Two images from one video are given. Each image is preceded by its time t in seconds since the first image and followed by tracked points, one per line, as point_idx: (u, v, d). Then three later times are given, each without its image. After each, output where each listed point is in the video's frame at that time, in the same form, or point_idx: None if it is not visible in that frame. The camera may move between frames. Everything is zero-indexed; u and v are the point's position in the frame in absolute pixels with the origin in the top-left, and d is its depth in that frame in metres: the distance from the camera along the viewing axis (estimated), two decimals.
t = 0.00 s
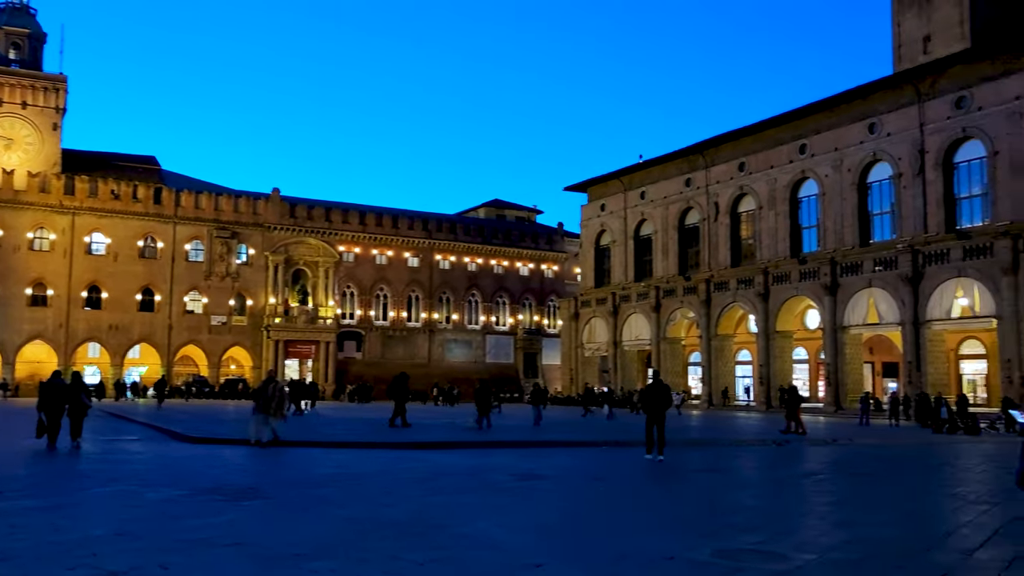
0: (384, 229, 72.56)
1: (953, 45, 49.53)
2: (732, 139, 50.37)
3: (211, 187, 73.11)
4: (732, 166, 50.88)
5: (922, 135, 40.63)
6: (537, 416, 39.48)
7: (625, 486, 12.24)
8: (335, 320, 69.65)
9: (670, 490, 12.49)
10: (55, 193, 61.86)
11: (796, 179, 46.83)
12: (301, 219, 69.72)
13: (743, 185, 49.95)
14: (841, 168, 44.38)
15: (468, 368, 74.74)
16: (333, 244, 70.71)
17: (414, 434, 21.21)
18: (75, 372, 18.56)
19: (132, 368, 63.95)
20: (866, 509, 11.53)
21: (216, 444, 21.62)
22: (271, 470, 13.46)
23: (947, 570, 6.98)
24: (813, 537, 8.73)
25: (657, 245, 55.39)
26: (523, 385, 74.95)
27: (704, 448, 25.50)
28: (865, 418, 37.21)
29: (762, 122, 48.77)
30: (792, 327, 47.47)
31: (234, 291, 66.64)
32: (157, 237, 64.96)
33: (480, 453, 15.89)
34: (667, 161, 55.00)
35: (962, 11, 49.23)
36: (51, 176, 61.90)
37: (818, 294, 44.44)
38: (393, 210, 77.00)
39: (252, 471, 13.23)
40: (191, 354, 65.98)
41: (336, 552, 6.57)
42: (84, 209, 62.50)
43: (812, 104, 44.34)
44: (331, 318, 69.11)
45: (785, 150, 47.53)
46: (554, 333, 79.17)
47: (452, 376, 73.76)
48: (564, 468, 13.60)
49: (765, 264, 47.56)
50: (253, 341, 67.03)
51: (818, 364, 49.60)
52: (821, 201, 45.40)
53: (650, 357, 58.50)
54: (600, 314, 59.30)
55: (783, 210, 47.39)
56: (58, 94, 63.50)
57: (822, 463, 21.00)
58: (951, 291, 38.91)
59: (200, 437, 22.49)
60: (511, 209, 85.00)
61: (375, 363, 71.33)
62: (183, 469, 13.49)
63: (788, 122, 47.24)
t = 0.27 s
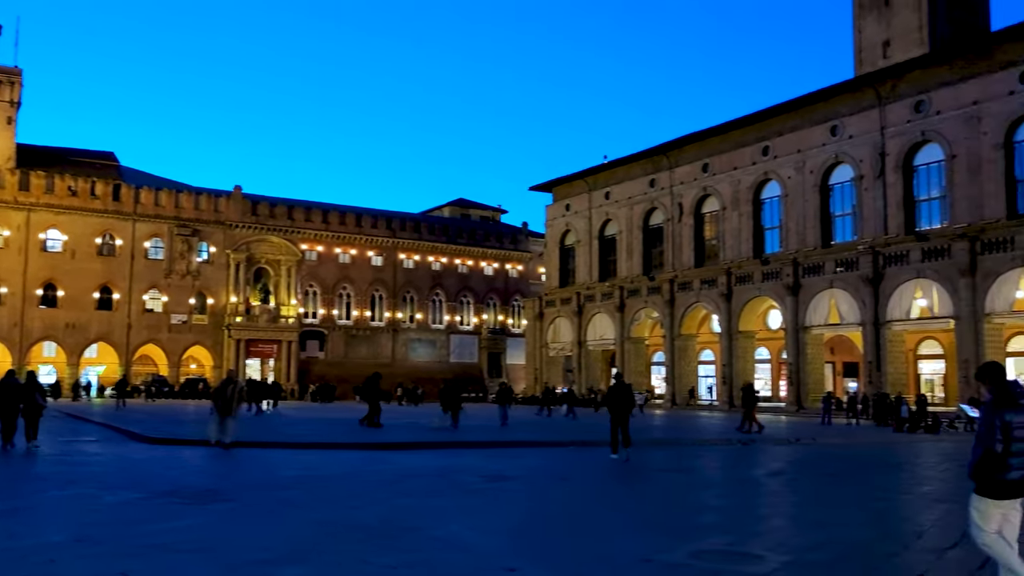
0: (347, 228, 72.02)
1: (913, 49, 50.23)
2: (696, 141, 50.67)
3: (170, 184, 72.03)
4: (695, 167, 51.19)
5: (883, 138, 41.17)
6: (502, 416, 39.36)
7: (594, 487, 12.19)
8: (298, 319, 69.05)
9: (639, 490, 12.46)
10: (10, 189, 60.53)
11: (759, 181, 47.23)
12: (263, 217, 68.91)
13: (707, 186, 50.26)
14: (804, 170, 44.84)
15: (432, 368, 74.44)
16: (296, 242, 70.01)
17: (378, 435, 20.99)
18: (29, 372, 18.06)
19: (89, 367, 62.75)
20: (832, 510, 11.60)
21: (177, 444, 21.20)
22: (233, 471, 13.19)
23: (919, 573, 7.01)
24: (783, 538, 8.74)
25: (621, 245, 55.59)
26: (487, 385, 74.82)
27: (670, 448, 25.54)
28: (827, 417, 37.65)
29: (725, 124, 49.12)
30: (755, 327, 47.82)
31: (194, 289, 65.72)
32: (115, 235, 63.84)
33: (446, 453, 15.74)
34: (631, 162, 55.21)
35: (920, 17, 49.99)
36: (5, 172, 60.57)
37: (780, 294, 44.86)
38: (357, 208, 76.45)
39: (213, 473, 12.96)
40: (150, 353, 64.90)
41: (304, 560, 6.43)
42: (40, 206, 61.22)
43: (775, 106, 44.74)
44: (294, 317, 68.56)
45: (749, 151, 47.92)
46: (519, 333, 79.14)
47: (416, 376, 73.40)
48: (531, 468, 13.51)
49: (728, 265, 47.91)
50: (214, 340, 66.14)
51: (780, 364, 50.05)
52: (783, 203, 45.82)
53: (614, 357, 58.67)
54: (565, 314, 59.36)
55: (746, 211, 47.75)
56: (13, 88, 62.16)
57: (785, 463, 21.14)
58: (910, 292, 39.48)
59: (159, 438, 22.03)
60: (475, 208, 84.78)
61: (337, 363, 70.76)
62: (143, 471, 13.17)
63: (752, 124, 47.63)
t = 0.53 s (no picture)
0: (308, 225, 71.36)
1: (872, 52, 50.93)
2: (659, 141, 50.93)
3: (127, 180, 70.76)
4: (658, 167, 51.45)
5: (843, 139, 41.67)
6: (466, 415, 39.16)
7: (562, 486, 12.07)
8: (257, 317, 68.24)
9: (608, 489, 12.38)
10: None
11: (721, 181, 47.57)
12: (222, 214, 67.99)
13: (669, 186, 50.52)
14: (765, 171, 45.23)
15: (393, 367, 74.00)
16: (255, 239, 69.16)
17: (342, 433, 20.70)
18: None
19: (42, 366, 61.39)
20: (802, 507, 11.59)
21: (135, 444, 20.73)
22: (194, 471, 12.88)
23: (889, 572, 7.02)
24: (757, 537, 8.69)
25: (584, 244, 55.70)
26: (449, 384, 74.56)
27: (634, 447, 25.56)
28: (788, 416, 38.04)
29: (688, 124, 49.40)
30: (716, 326, 48.15)
31: (152, 287, 64.64)
32: (70, 231, 62.55)
33: (412, 452, 15.55)
34: (594, 161, 55.34)
35: (879, 21, 50.71)
36: None
37: (741, 294, 45.22)
38: (318, 206, 75.74)
39: (174, 473, 12.64)
40: (105, 351, 63.67)
41: (272, 563, 6.23)
42: None
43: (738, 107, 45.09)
44: (253, 315, 67.75)
45: (711, 152, 48.25)
46: (481, 332, 78.98)
47: (377, 375, 72.93)
48: (498, 467, 13.36)
49: (690, 264, 48.19)
50: (171, 338, 65.11)
51: (740, 363, 50.44)
52: (745, 203, 46.19)
53: (576, 356, 58.76)
54: (528, 313, 59.34)
55: (708, 211, 48.08)
56: None
57: (748, 461, 21.25)
58: (869, 292, 40.01)
59: (116, 438, 21.53)
60: (438, 206, 84.46)
61: (297, 362, 70.02)
62: (100, 471, 12.81)
63: (714, 125, 47.97)
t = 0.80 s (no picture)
0: (270, 224, 70.57)
1: (833, 56, 51.50)
2: (623, 142, 51.05)
3: (84, 176, 69.39)
4: (622, 168, 51.59)
5: (806, 142, 42.07)
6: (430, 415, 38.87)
7: (532, 488, 11.96)
8: (217, 316, 67.31)
9: (576, 491, 12.29)
10: None
11: (685, 182, 47.81)
12: (182, 211, 66.95)
13: (634, 187, 50.67)
14: (729, 173, 45.53)
15: (356, 367, 73.41)
16: (216, 237, 68.20)
17: (306, 435, 20.41)
18: None
19: None
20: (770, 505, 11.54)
21: (91, 447, 20.23)
22: (153, 475, 12.56)
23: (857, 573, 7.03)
24: (729, 536, 8.63)
25: (549, 244, 55.69)
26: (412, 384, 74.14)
27: (599, 448, 25.52)
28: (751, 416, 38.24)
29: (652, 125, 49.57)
30: (679, 326, 48.36)
31: (108, 285, 63.47)
32: (24, 228, 61.17)
33: (378, 454, 15.33)
34: (559, 161, 55.35)
35: (840, 26, 51.36)
36: None
37: (705, 295, 45.47)
38: (280, 204, 74.92)
39: (132, 476, 12.31)
40: (60, 350, 62.33)
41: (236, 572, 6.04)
42: None
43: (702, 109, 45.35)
44: (213, 314, 66.83)
45: (675, 153, 48.48)
46: (444, 332, 78.65)
47: (339, 375, 72.30)
48: (467, 469, 13.22)
49: (654, 265, 48.35)
50: (129, 337, 63.96)
51: (703, 363, 50.66)
52: (708, 204, 46.45)
53: (540, 356, 58.69)
54: (492, 313, 59.16)
55: (671, 212, 48.30)
56: None
57: (713, 461, 21.31)
58: (831, 292, 40.40)
59: (72, 440, 20.97)
60: (401, 205, 83.98)
61: (258, 362, 69.14)
62: (55, 476, 12.44)
63: (678, 126, 48.19)
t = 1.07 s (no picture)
0: (230, 221, 69.68)
1: (795, 59, 52.03)
2: (588, 143, 51.13)
3: (38, 172, 67.93)
4: (587, 168, 51.66)
5: (768, 144, 42.45)
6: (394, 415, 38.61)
7: (502, 490, 11.90)
8: (177, 315, 66.35)
9: (545, 492, 12.27)
10: None
11: (649, 183, 48.01)
12: (141, 209, 65.84)
13: (598, 188, 50.77)
14: (692, 174, 45.80)
15: (318, 367, 72.78)
16: (175, 235, 67.17)
17: (269, 436, 20.15)
18: None
19: None
20: (739, 504, 11.63)
21: (48, 449, 19.75)
22: (114, 478, 12.28)
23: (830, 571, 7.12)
24: (702, 535, 8.66)
25: (513, 244, 55.63)
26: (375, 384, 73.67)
27: (564, 448, 25.51)
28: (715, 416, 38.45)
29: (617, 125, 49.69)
30: (643, 327, 48.54)
31: (64, 283, 62.22)
32: None
33: (344, 455, 15.15)
34: (523, 161, 55.30)
35: (802, 29, 51.95)
36: None
37: (668, 295, 45.69)
38: (241, 201, 74.02)
39: (92, 480, 12.03)
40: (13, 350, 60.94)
41: None
42: None
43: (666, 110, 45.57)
44: (172, 313, 65.85)
45: (639, 154, 48.64)
46: (407, 331, 78.26)
47: (300, 375, 71.61)
48: (436, 471, 13.14)
49: (618, 265, 48.48)
50: (86, 337, 62.76)
51: (666, 364, 50.90)
52: (672, 205, 46.68)
53: (504, 356, 58.59)
54: (456, 313, 58.95)
55: (636, 212, 48.48)
56: None
57: (679, 461, 21.39)
58: (793, 293, 40.80)
59: (27, 442, 20.46)
60: (365, 204, 83.40)
61: (218, 362, 68.24)
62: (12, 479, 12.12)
63: (642, 127, 48.37)
